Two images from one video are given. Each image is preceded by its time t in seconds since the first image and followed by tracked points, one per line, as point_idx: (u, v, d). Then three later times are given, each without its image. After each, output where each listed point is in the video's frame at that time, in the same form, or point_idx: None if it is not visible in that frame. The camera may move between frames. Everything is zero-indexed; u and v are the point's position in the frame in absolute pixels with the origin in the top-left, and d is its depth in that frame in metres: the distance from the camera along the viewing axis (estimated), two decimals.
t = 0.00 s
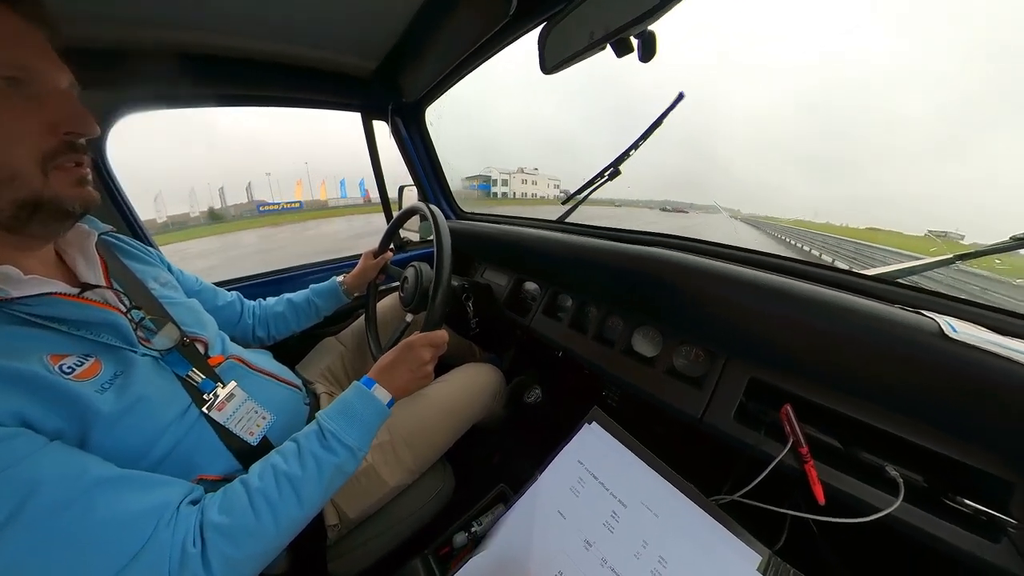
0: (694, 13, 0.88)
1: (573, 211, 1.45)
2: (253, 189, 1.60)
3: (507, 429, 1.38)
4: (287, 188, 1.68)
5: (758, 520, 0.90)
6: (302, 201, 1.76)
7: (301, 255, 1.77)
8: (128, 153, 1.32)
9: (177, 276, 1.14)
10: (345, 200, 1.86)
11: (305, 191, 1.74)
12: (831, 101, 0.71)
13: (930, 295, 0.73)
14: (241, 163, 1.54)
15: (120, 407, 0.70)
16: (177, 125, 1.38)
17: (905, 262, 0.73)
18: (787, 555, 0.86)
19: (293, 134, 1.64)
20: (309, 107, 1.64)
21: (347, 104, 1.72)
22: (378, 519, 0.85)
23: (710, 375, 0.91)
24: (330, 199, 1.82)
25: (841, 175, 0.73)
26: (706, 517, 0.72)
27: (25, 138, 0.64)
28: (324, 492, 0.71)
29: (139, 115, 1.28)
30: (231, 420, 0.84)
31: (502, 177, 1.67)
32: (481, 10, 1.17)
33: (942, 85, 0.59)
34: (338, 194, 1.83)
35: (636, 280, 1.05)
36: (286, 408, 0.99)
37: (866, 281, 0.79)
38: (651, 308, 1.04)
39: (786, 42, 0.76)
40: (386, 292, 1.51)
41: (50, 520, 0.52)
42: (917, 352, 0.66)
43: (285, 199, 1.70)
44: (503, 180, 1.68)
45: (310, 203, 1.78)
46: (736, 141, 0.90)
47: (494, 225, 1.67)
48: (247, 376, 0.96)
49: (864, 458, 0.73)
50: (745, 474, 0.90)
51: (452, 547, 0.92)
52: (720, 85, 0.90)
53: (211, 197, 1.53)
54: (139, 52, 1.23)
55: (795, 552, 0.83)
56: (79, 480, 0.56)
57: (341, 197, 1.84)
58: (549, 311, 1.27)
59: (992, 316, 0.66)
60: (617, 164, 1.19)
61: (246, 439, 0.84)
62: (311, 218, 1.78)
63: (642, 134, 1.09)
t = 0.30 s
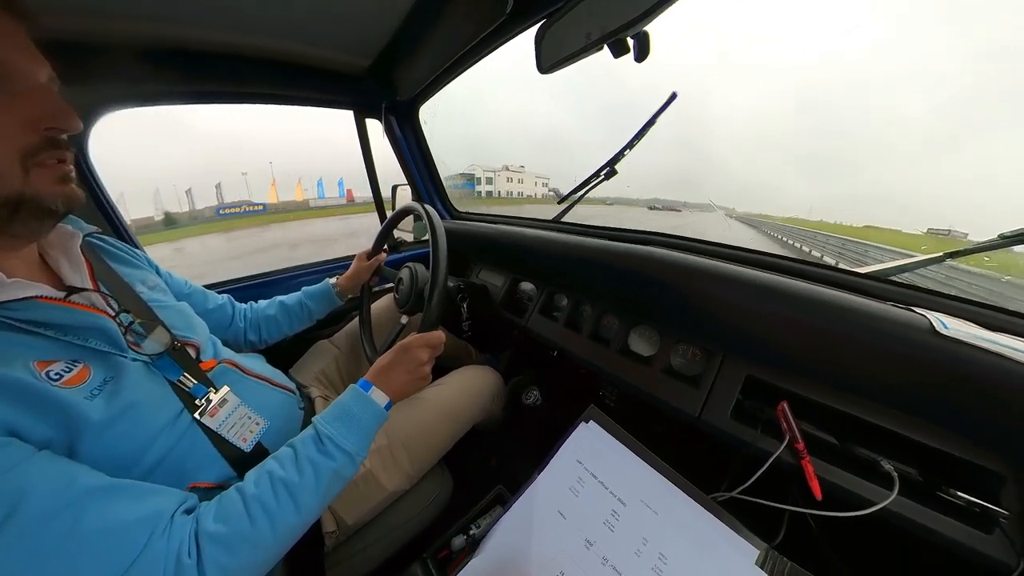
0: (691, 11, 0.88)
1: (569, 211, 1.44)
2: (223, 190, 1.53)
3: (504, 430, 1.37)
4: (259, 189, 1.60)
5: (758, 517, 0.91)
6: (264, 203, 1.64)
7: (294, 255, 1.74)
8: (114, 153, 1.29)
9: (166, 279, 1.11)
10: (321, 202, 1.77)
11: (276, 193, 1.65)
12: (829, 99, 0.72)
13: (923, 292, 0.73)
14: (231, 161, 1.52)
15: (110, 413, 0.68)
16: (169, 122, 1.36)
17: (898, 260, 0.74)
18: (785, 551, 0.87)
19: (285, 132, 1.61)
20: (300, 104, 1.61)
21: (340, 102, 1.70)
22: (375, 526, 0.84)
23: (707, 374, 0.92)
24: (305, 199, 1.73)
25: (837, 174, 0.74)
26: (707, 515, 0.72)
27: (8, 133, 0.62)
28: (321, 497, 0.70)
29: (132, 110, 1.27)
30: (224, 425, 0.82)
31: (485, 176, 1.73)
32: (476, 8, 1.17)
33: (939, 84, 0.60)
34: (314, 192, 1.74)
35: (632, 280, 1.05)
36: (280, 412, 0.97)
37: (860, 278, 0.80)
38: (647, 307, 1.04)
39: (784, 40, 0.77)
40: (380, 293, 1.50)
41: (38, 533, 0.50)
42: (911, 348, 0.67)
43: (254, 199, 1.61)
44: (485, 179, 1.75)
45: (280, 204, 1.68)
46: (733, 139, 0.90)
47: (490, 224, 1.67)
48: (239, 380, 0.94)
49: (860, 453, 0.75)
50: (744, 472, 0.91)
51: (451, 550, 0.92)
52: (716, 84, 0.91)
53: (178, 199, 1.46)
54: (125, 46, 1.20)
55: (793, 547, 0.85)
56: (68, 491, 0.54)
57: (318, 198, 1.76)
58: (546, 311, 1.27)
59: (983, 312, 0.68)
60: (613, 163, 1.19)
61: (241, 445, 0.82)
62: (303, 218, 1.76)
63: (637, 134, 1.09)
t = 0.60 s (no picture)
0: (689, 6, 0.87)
1: (562, 209, 1.43)
2: (192, 190, 1.47)
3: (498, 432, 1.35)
4: (231, 187, 1.53)
5: (755, 516, 0.91)
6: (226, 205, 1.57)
7: (281, 256, 1.70)
8: (97, 152, 1.25)
9: (148, 282, 1.07)
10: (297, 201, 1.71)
11: (249, 193, 1.58)
12: (823, 95, 0.72)
13: (916, 289, 0.74)
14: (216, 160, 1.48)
15: (86, 424, 0.65)
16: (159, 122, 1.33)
17: (892, 258, 0.74)
18: (783, 549, 0.87)
19: (271, 130, 1.57)
20: (287, 101, 1.57)
21: (329, 99, 1.66)
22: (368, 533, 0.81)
23: (703, 372, 0.91)
24: (279, 200, 1.66)
25: (830, 171, 0.74)
26: (705, 515, 0.72)
27: None
28: (311, 503, 0.67)
29: (125, 104, 1.25)
30: (210, 433, 0.80)
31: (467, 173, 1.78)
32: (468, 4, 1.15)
33: (931, 80, 0.60)
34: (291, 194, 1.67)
35: (626, 280, 1.04)
36: (267, 418, 0.94)
37: (854, 276, 0.81)
38: (642, 307, 1.03)
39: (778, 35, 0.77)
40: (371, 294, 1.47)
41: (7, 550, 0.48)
42: (905, 345, 0.67)
43: (226, 200, 1.54)
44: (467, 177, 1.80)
45: (253, 206, 1.61)
46: (725, 136, 0.90)
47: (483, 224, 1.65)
48: (224, 386, 0.91)
49: (855, 450, 0.74)
50: (740, 471, 0.91)
51: (446, 555, 0.90)
52: (708, 82, 0.90)
53: (143, 202, 1.39)
54: (101, 38, 1.15)
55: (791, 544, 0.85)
56: (41, 504, 0.51)
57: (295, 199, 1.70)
58: (540, 311, 1.25)
59: (978, 310, 0.68)
60: (606, 161, 1.18)
61: (227, 453, 0.80)
62: (290, 218, 1.72)
63: (631, 132, 1.08)
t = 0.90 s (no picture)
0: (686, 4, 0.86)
1: (556, 209, 1.43)
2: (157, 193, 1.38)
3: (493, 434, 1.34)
4: (202, 189, 1.46)
5: (752, 513, 0.91)
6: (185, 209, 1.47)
7: (269, 257, 1.66)
8: (75, 151, 1.21)
9: (130, 285, 1.04)
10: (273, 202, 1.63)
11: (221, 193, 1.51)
12: (815, 93, 0.72)
13: (906, 286, 0.75)
14: (201, 161, 1.42)
15: (66, 438, 0.62)
16: (139, 120, 1.28)
17: (882, 255, 0.75)
18: (780, 545, 0.87)
19: (260, 127, 1.53)
20: (273, 98, 1.53)
21: (318, 96, 1.63)
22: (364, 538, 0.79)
23: (698, 370, 0.91)
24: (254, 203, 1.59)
25: (821, 169, 0.75)
26: (704, 516, 0.71)
27: None
28: (299, 521, 0.64)
29: (103, 100, 1.20)
30: (198, 441, 0.77)
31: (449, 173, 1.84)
32: None
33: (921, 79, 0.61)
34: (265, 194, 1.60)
35: (621, 280, 1.04)
36: (257, 424, 0.92)
37: (846, 273, 0.82)
38: (637, 306, 1.03)
39: (772, 32, 0.77)
40: (362, 296, 1.44)
41: None
42: (896, 341, 0.68)
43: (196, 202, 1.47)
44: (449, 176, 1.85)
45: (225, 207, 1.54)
46: (720, 135, 0.89)
47: (476, 223, 1.64)
48: (211, 393, 0.89)
49: (849, 445, 0.75)
50: (737, 468, 0.91)
51: (443, 561, 0.88)
52: (703, 81, 0.90)
53: (102, 204, 1.29)
54: (76, 30, 1.11)
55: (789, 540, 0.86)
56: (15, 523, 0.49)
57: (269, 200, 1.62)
58: (534, 311, 1.25)
59: (965, 304, 0.69)
60: (600, 160, 1.18)
61: (216, 462, 0.77)
62: (278, 218, 1.67)
63: (625, 131, 1.08)
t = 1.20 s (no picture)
0: None
1: (550, 208, 1.43)
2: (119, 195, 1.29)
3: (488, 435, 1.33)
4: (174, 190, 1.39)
5: (749, 508, 0.92)
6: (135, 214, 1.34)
7: (258, 258, 1.62)
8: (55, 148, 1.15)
9: (113, 289, 1.00)
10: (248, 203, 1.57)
11: (189, 194, 1.43)
12: (808, 91, 0.73)
13: (897, 282, 0.77)
14: (189, 159, 1.38)
15: (49, 450, 0.60)
16: (123, 118, 1.24)
17: (874, 251, 0.77)
18: (776, 540, 0.88)
19: (249, 125, 1.50)
20: (260, 95, 1.50)
21: (307, 93, 1.60)
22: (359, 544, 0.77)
23: (693, 369, 0.92)
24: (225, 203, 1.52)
25: (816, 166, 0.76)
26: (703, 513, 0.71)
27: None
28: (293, 536, 0.63)
29: (84, 96, 1.17)
30: (187, 449, 0.75)
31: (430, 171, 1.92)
32: None
33: (913, 76, 0.62)
34: (237, 195, 1.53)
35: (617, 279, 1.04)
36: (248, 431, 0.90)
37: (838, 270, 0.83)
38: (633, 304, 1.03)
39: (766, 29, 0.78)
40: (354, 297, 1.42)
41: None
42: (889, 337, 0.69)
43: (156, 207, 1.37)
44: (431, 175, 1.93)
45: (194, 209, 1.46)
46: (714, 133, 0.90)
47: (469, 222, 1.63)
48: (199, 400, 0.86)
49: (842, 440, 0.76)
50: (733, 464, 0.92)
51: (440, 566, 0.87)
52: (698, 79, 0.90)
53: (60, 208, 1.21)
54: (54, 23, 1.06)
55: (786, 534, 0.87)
56: None
57: (243, 201, 1.55)
58: (529, 311, 1.24)
59: (956, 300, 0.71)
60: (593, 160, 1.19)
61: (208, 470, 0.75)
62: (267, 218, 1.64)
63: (619, 129, 1.07)
